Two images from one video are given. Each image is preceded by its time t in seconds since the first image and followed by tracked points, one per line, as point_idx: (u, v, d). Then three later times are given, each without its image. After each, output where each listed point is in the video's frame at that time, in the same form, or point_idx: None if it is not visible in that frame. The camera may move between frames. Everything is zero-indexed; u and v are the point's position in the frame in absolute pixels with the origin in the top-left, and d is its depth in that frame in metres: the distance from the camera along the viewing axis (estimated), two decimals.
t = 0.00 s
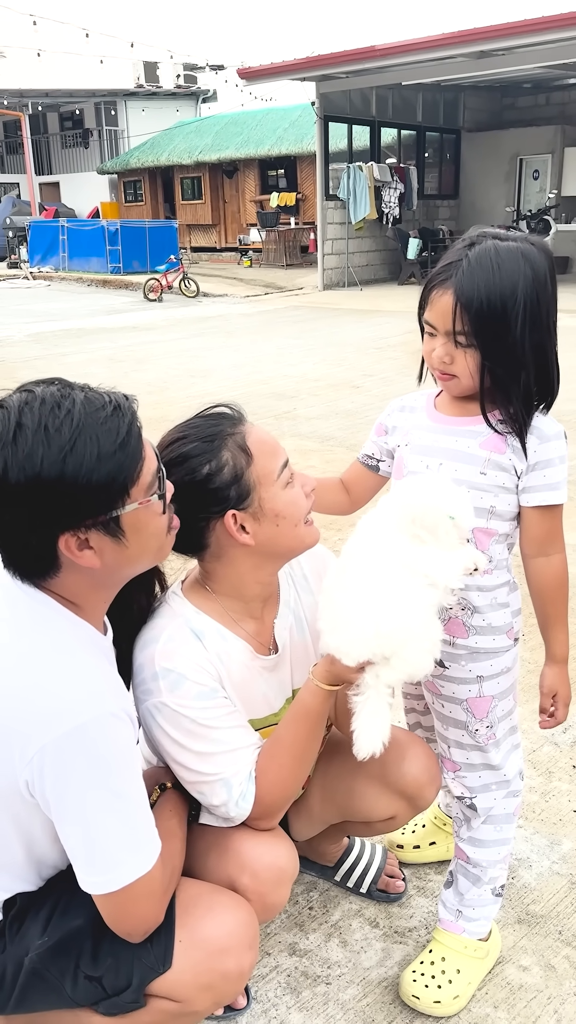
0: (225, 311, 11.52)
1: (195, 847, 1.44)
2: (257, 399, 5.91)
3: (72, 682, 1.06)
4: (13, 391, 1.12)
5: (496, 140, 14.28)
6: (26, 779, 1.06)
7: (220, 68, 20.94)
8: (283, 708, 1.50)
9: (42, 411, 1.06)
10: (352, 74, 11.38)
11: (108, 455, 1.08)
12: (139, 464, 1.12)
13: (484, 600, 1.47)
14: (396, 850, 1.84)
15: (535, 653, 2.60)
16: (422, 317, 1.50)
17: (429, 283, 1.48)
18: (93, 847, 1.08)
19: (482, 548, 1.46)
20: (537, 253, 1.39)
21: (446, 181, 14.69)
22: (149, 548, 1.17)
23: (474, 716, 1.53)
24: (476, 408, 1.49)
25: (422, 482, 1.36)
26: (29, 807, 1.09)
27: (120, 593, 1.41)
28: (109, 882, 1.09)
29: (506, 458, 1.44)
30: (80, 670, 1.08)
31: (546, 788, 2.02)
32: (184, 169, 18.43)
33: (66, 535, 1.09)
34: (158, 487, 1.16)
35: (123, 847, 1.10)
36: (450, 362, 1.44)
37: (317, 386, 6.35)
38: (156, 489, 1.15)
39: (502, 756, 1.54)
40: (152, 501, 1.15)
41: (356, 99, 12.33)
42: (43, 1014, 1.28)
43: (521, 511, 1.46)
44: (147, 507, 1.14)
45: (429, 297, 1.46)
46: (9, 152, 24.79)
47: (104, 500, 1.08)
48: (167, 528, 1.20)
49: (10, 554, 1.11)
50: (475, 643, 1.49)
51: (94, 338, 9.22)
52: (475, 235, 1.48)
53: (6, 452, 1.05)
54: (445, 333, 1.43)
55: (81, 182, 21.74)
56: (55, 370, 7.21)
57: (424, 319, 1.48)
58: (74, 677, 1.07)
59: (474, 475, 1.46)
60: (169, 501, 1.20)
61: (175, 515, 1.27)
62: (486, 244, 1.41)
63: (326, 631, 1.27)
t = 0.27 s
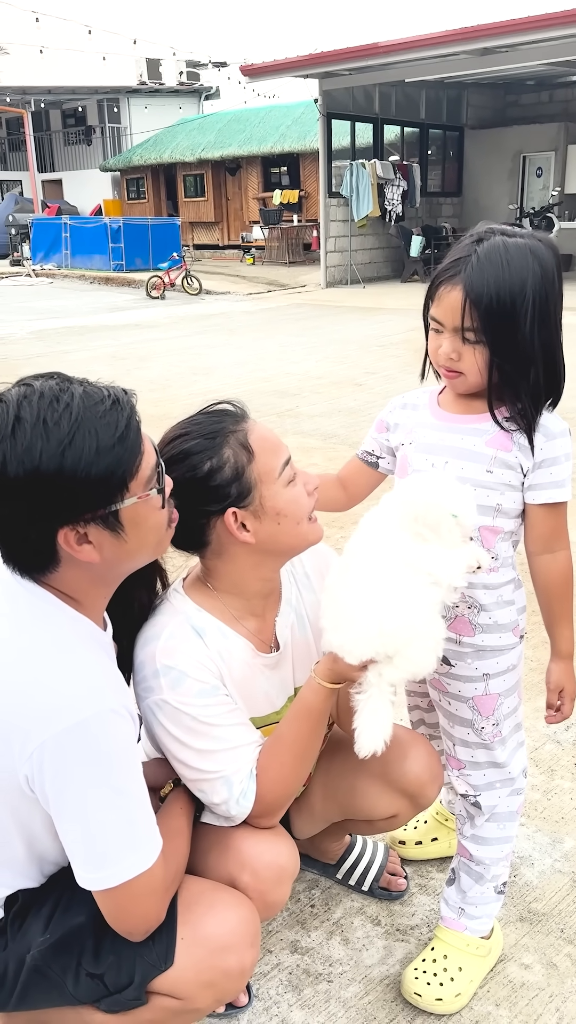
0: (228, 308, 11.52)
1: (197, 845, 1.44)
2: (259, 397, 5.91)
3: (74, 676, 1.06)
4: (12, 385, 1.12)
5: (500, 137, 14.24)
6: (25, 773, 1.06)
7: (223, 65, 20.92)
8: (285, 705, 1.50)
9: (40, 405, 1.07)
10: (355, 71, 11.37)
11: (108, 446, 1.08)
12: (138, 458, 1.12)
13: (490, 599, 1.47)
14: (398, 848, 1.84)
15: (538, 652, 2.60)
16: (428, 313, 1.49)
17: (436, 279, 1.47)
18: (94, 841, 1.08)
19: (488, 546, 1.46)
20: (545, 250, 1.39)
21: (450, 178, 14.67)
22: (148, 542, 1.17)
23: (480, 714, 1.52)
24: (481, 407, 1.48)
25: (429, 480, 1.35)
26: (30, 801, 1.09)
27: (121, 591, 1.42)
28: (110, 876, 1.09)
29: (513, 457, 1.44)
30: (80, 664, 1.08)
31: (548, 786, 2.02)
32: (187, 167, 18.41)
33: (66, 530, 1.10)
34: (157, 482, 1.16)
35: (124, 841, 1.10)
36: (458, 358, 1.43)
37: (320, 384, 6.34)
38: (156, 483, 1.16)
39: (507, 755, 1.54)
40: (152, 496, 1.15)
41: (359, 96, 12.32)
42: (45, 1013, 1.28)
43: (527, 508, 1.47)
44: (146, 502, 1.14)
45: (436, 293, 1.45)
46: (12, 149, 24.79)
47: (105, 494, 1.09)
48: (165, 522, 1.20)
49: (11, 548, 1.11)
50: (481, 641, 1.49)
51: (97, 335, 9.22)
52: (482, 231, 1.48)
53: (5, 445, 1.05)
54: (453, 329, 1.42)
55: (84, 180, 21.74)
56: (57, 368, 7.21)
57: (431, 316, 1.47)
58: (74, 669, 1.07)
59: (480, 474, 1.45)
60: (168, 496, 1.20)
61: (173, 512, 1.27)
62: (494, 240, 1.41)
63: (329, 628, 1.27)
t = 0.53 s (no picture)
0: (229, 307, 11.52)
1: (195, 844, 1.44)
2: (259, 396, 5.90)
3: (69, 676, 1.06)
4: (6, 383, 1.12)
5: (501, 136, 14.23)
6: (19, 772, 1.05)
7: (224, 63, 20.90)
8: (283, 705, 1.50)
9: (34, 403, 1.07)
10: (356, 70, 11.36)
11: (102, 444, 1.08)
12: (132, 456, 1.12)
13: (492, 601, 1.47)
14: (397, 848, 1.84)
15: (538, 652, 2.60)
16: (432, 312, 1.48)
17: (440, 278, 1.46)
18: (89, 840, 1.07)
19: (490, 548, 1.46)
20: (551, 249, 1.39)
21: (451, 176, 14.65)
22: (144, 540, 1.17)
23: (482, 715, 1.52)
24: (484, 406, 1.48)
25: (431, 480, 1.35)
26: (25, 800, 1.09)
27: (119, 589, 1.42)
28: (106, 876, 1.09)
29: (515, 457, 1.43)
30: (74, 663, 1.08)
31: (548, 786, 2.01)
32: (188, 165, 18.41)
33: (60, 528, 1.09)
34: (152, 480, 1.16)
35: (119, 840, 1.09)
36: (461, 358, 1.42)
37: (321, 382, 6.33)
38: (150, 482, 1.15)
39: (509, 756, 1.53)
40: (146, 494, 1.15)
41: (360, 95, 12.30)
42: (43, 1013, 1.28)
43: (529, 510, 1.46)
44: (140, 500, 1.14)
45: (440, 292, 1.44)
46: (13, 148, 24.78)
47: (98, 492, 1.08)
48: (160, 520, 1.20)
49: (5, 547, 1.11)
50: (483, 643, 1.49)
51: (98, 334, 9.22)
52: (486, 230, 1.47)
53: None
54: (457, 328, 1.41)
55: (85, 178, 21.73)
56: (58, 367, 7.20)
57: (434, 314, 1.46)
58: (68, 668, 1.07)
59: (482, 475, 1.45)
60: (162, 494, 1.20)
61: (169, 510, 1.27)
62: (499, 239, 1.40)
63: (327, 629, 1.26)
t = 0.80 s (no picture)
0: (230, 307, 11.50)
1: (192, 847, 1.43)
2: (259, 396, 5.89)
3: (63, 678, 1.05)
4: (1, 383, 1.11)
5: (502, 135, 14.20)
6: (13, 775, 1.04)
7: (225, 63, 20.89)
8: (281, 707, 1.49)
9: (29, 403, 1.06)
10: (356, 69, 11.34)
11: (97, 445, 1.07)
12: (127, 457, 1.11)
13: (493, 602, 1.46)
14: (395, 850, 1.83)
15: (538, 654, 2.58)
16: (434, 313, 1.47)
17: (442, 279, 1.45)
18: (82, 844, 1.06)
19: (492, 549, 1.45)
20: (554, 250, 1.39)
21: (452, 176, 14.62)
22: (139, 541, 1.16)
23: (482, 718, 1.51)
24: (486, 407, 1.47)
25: (432, 480, 1.34)
26: (18, 802, 1.08)
27: (114, 589, 1.42)
28: (99, 880, 1.08)
29: (516, 458, 1.42)
30: (68, 665, 1.07)
31: (548, 788, 2.00)
32: (188, 164, 18.39)
33: (54, 529, 1.08)
34: (148, 481, 1.15)
35: (114, 844, 1.08)
36: (464, 358, 1.41)
37: (320, 382, 6.32)
38: (146, 483, 1.14)
39: (510, 759, 1.52)
40: (141, 496, 1.14)
41: (361, 94, 12.29)
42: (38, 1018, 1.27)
43: (530, 511, 1.45)
44: (136, 502, 1.13)
45: (442, 292, 1.43)
46: (13, 147, 24.77)
47: (93, 494, 1.08)
48: (156, 522, 1.19)
49: None
50: (484, 645, 1.48)
51: (97, 333, 9.21)
52: (489, 230, 1.46)
53: None
54: (460, 329, 1.40)
55: (85, 177, 21.71)
56: (57, 366, 7.19)
57: (437, 315, 1.45)
58: (63, 670, 1.06)
59: (483, 475, 1.44)
60: (158, 495, 1.19)
61: (165, 512, 1.26)
62: (504, 239, 1.40)
63: (325, 629, 1.26)
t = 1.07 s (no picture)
0: (230, 307, 11.49)
1: (190, 850, 1.42)
2: (259, 396, 5.88)
3: (62, 681, 1.04)
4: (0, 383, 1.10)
5: (502, 136, 14.20)
6: (11, 779, 1.04)
7: (225, 63, 20.89)
8: (279, 709, 1.48)
9: (28, 403, 1.05)
10: (356, 69, 11.34)
11: (96, 445, 1.06)
12: (127, 459, 1.10)
13: (494, 603, 1.45)
14: (395, 853, 1.82)
15: (539, 656, 2.57)
16: (436, 313, 1.46)
17: (445, 279, 1.44)
18: (79, 848, 1.06)
19: (493, 550, 1.44)
20: (557, 252, 1.38)
21: (452, 176, 14.62)
22: (137, 542, 1.15)
23: (483, 721, 1.50)
24: (486, 406, 1.46)
25: (432, 481, 1.33)
26: (16, 805, 1.07)
27: (112, 591, 1.41)
28: (97, 884, 1.07)
29: (517, 458, 1.41)
30: (66, 667, 1.06)
31: (548, 791, 1.99)
32: (189, 165, 18.39)
33: (52, 530, 1.08)
34: (147, 482, 1.14)
35: (112, 848, 1.07)
36: (465, 359, 1.40)
37: (320, 383, 6.32)
38: (146, 484, 1.13)
39: (510, 762, 1.51)
40: (141, 497, 1.13)
41: (361, 94, 12.28)
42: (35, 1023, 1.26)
43: (531, 511, 1.45)
44: (135, 503, 1.12)
45: (445, 291, 1.42)
46: (14, 147, 24.77)
47: (91, 495, 1.07)
48: (156, 522, 1.18)
49: None
50: (485, 647, 1.47)
51: (97, 333, 9.20)
52: (491, 230, 1.46)
53: None
54: (462, 330, 1.39)
55: (86, 178, 21.70)
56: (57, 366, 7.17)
57: (438, 315, 1.44)
58: (61, 673, 1.05)
59: (483, 475, 1.43)
60: (157, 496, 1.18)
61: (164, 513, 1.25)
62: (507, 240, 1.39)
63: (323, 631, 1.25)
